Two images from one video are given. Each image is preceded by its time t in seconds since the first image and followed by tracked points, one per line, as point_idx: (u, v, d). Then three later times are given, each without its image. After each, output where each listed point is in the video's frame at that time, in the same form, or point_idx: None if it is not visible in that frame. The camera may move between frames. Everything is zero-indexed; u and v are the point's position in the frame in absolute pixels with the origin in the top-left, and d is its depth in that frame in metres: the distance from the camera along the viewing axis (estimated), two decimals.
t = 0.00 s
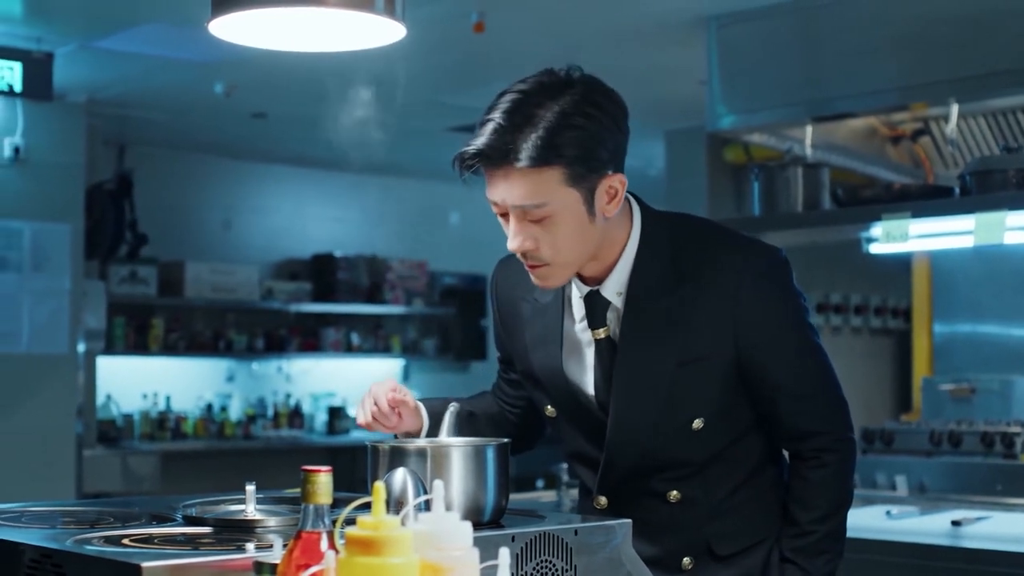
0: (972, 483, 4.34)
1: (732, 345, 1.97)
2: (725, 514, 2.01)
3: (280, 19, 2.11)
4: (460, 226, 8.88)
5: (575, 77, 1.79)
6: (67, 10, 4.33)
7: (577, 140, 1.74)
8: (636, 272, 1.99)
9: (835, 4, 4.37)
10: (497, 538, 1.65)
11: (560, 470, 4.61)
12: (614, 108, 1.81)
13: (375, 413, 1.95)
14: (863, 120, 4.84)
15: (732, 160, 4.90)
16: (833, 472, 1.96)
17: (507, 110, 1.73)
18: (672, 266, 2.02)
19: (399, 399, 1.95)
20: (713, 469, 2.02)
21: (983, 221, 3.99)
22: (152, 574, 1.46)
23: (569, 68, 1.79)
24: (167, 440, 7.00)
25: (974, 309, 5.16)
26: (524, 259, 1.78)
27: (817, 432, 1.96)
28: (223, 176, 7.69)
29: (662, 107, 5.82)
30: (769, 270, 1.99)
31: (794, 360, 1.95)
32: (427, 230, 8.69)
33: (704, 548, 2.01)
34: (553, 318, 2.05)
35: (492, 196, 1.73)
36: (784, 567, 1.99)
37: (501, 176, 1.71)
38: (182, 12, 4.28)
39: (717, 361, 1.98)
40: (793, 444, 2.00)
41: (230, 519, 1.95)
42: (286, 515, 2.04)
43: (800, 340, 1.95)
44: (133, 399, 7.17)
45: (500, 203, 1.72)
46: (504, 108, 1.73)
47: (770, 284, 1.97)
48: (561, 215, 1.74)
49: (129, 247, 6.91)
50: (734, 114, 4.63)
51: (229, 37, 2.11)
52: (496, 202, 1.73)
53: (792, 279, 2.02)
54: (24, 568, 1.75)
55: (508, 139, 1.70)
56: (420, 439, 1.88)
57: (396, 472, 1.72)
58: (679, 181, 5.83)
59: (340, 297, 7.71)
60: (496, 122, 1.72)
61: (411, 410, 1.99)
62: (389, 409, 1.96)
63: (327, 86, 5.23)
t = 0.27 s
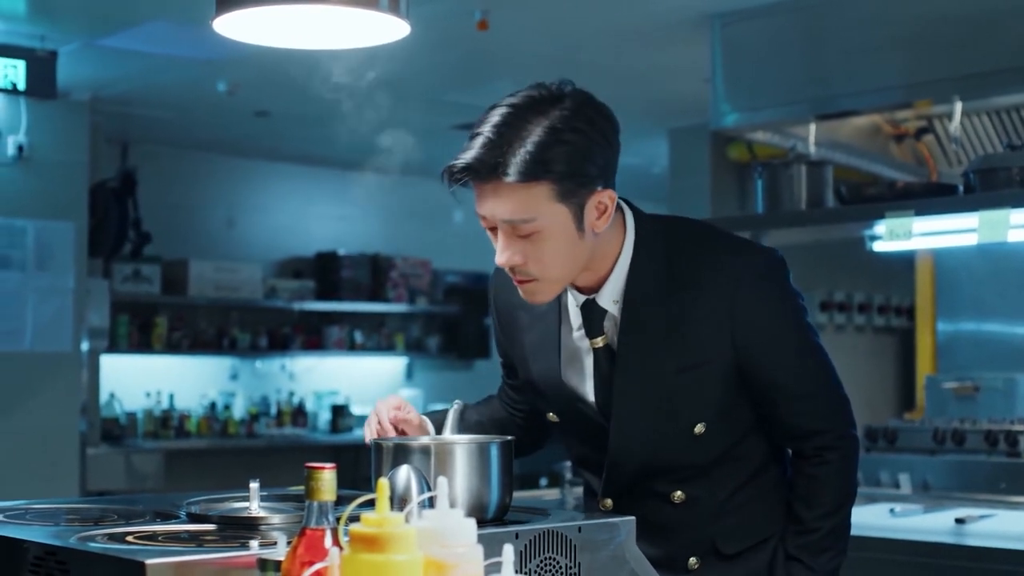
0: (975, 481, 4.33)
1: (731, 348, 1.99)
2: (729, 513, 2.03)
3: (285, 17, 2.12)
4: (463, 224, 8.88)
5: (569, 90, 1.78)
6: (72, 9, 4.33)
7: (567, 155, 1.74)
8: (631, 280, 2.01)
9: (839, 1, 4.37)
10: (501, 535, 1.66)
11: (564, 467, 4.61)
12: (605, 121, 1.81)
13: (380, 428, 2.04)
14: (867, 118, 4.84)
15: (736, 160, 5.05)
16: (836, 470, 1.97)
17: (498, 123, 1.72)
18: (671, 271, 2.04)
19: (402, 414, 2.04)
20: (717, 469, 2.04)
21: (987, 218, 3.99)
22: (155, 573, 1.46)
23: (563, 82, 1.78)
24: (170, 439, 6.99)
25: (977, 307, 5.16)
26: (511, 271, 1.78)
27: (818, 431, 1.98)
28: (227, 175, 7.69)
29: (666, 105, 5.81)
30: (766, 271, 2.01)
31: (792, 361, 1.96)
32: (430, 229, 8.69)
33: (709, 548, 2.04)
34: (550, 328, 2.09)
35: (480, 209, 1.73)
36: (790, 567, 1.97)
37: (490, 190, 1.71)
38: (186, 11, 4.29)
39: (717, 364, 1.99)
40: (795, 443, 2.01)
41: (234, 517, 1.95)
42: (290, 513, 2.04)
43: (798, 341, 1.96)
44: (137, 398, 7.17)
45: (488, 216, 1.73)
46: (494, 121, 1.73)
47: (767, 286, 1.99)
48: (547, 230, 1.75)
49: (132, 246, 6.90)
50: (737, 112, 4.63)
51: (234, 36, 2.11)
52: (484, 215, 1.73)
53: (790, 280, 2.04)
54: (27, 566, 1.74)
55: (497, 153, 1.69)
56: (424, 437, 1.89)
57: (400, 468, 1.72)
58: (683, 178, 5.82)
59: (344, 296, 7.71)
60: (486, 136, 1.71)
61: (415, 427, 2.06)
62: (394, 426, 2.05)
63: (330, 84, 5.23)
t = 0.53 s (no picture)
0: (981, 475, 4.33)
1: (729, 348, 1.99)
2: (735, 511, 2.03)
3: (292, 10, 2.12)
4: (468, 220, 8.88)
5: (554, 107, 1.77)
6: (79, 3, 4.34)
7: (553, 172, 1.73)
8: (623, 289, 1.99)
9: None
10: (507, 529, 1.65)
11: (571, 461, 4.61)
12: (589, 137, 1.80)
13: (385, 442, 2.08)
14: (871, 112, 4.81)
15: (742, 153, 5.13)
16: (839, 463, 1.98)
17: (484, 140, 1.70)
18: (663, 273, 2.03)
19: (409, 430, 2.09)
20: (719, 468, 2.04)
21: (994, 212, 3.98)
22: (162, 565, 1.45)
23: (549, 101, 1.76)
24: (176, 434, 6.99)
25: (983, 302, 5.16)
26: (496, 288, 1.78)
27: (820, 426, 1.98)
28: (233, 170, 7.69)
29: (672, 100, 5.81)
30: (760, 271, 2.01)
31: (791, 359, 1.96)
32: (434, 225, 8.69)
33: (716, 545, 2.02)
34: (545, 340, 2.07)
35: (465, 227, 1.72)
36: (796, 561, 1.99)
37: (475, 207, 1.69)
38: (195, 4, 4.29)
39: (716, 364, 1.99)
40: (797, 439, 2.02)
41: (241, 511, 1.95)
42: (297, 506, 2.04)
43: (797, 338, 1.97)
44: (143, 392, 7.18)
45: (474, 233, 1.71)
46: (480, 138, 1.70)
47: (763, 285, 1.99)
48: (534, 247, 1.74)
49: (138, 241, 6.90)
50: (743, 106, 4.62)
51: (241, 30, 2.11)
52: (469, 232, 1.71)
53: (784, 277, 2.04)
54: (34, 560, 1.74)
55: (484, 171, 1.67)
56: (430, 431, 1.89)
57: (406, 462, 1.72)
58: (689, 173, 5.82)
59: (349, 290, 7.71)
60: (471, 153, 1.69)
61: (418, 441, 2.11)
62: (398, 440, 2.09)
63: (336, 79, 5.23)
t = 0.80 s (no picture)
0: (988, 468, 4.33)
1: (730, 346, 1.98)
2: (742, 505, 2.04)
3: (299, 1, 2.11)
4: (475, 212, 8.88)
5: (552, 109, 1.77)
6: None
7: (550, 175, 1.72)
8: (622, 290, 1.97)
9: None
10: (514, 520, 1.66)
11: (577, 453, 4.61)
12: (587, 138, 1.79)
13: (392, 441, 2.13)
14: (879, 104, 4.78)
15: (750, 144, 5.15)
16: (844, 457, 1.98)
17: (481, 142, 1.70)
18: (663, 273, 2.01)
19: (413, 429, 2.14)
20: (724, 464, 2.04)
21: (1001, 203, 3.97)
22: (169, 556, 1.46)
23: (546, 103, 1.76)
24: (183, 425, 7.00)
25: (991, 294, 5.15)
26: (493, 290, 1.77)
27: (824, 420, 1.98)
28: (239, 162, 7.69)
29: (679, 91, 5.80)
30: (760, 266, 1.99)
31: (792, 355, 1.95)
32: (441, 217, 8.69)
33: (724, 540, 2.04)
34: (546, 340, 2.07)
35: (462, 229, 1.72)
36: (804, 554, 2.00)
37: (471, 210, 1.69)
38: None
39: (718, 363, 1.98)
40: (801, 433, 2.02)
41: (248, 503, 1.95)
42: (303, 497, 2.04)
43: (798, 334, 1.96)
44: (150, 384, 7.19)
45: (470, 236, 1.71)
46: (477, 140, 1.70)
47: (763, 281, 1.97)
48: (530, 249, 1.73)
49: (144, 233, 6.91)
50: (750, 98, 4.61)
51: (247, 21, 2.10)
52: (466, 235, 1.71)
53: (784, 270, 2.03)
54: (41, 552, 1.74)
55: (481, 172, 1.67)
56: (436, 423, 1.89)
57: (412, 454, 1.72)
58: (696, 164, 5.81)
59: (356, 282, 7.72)
60: (468, 156, 1.69)
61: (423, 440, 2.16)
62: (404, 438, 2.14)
63: (342, 71, 5.23)
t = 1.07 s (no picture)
0: (993, 463, 4.32)
1: (734, 342, 1.98)
2: (745, 500, 2.04)
3: None
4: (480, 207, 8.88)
5: (555, 104, 1.76)
6: None
7: (552, 169, 1.72)
8: (624, 286, 1.96)
9: None
10: (519, 515, 1.65)
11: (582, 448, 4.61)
12: (590, 133, 1.79)
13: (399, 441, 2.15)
14: (884, 99, 4.79)
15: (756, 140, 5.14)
16: (848, 452, 1.99)
17: (483, 136, 1.70)
18: (666, 268, 2.00)
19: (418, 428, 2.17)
20: (728, 459, 2.03)
21: (1007, 198, 3.96)
22: (175, 550, 1.46)
23: (549, 97, 1.75)
24: (188, 420, 7.01)
25: (996, 289, 5.14)
26: (495, 285, 1.78)
27: (828, 415, 1.98)
28: (244, 158, 7.69)
29: (685, 86, 5.80)
30: (763, 262, 1.99)
31: (795, 351, 1.96)
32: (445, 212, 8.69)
33: (728, 535, 2.03)
34: (549, 337, 2.07)
35: (463, 222, 1.72)
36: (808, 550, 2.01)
37: (473, 203, 1.69)
38: None
39: (722, 358, 1.98)
40: (805, 428, 2.02)
41: (253, 497, 1.95)
42: (308, 492, 2.05)
43: (802, 330, 1.96)
44: (155, 379, 7.20)
45: (471, 230, 1.71)
46: (479, 134, 1.70)
47: (766, 277, 1.97)
48: (532, 243, 1.73)
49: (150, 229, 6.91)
50: (755, 93, 4.59)
51: (252, 15, 2.10)
52: (467, 229, 1.71)
53: (787, 265, 2.03)
54: (47, 546, 1.74)
55: (482, 166, 1.67)
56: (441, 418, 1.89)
57: (417, 449, 1.73)
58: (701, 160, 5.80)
59: (361, 278, 7.72)
60: (470, 150, 1.69)
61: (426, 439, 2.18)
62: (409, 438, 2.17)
63: (347, 65, 5.23)
